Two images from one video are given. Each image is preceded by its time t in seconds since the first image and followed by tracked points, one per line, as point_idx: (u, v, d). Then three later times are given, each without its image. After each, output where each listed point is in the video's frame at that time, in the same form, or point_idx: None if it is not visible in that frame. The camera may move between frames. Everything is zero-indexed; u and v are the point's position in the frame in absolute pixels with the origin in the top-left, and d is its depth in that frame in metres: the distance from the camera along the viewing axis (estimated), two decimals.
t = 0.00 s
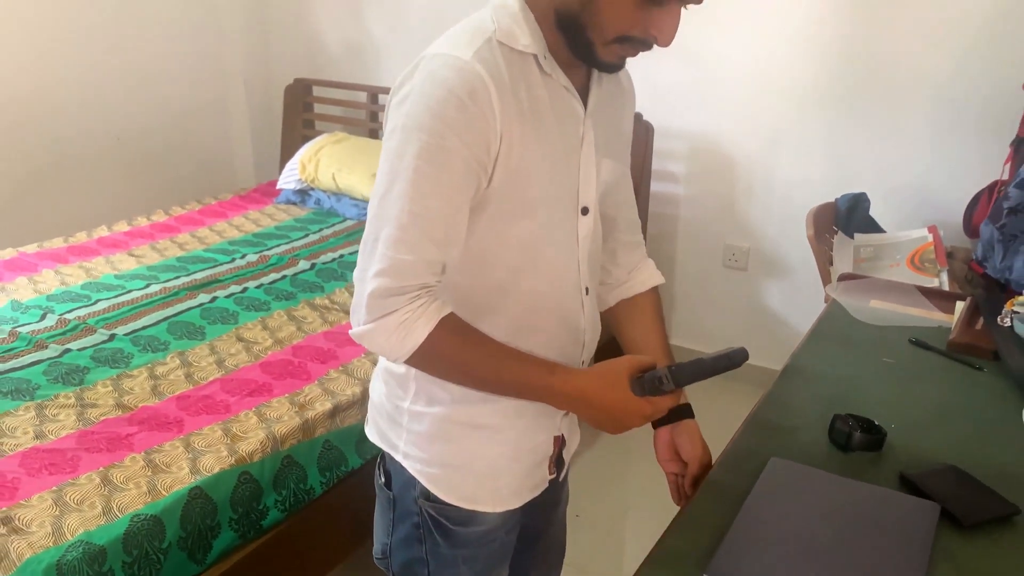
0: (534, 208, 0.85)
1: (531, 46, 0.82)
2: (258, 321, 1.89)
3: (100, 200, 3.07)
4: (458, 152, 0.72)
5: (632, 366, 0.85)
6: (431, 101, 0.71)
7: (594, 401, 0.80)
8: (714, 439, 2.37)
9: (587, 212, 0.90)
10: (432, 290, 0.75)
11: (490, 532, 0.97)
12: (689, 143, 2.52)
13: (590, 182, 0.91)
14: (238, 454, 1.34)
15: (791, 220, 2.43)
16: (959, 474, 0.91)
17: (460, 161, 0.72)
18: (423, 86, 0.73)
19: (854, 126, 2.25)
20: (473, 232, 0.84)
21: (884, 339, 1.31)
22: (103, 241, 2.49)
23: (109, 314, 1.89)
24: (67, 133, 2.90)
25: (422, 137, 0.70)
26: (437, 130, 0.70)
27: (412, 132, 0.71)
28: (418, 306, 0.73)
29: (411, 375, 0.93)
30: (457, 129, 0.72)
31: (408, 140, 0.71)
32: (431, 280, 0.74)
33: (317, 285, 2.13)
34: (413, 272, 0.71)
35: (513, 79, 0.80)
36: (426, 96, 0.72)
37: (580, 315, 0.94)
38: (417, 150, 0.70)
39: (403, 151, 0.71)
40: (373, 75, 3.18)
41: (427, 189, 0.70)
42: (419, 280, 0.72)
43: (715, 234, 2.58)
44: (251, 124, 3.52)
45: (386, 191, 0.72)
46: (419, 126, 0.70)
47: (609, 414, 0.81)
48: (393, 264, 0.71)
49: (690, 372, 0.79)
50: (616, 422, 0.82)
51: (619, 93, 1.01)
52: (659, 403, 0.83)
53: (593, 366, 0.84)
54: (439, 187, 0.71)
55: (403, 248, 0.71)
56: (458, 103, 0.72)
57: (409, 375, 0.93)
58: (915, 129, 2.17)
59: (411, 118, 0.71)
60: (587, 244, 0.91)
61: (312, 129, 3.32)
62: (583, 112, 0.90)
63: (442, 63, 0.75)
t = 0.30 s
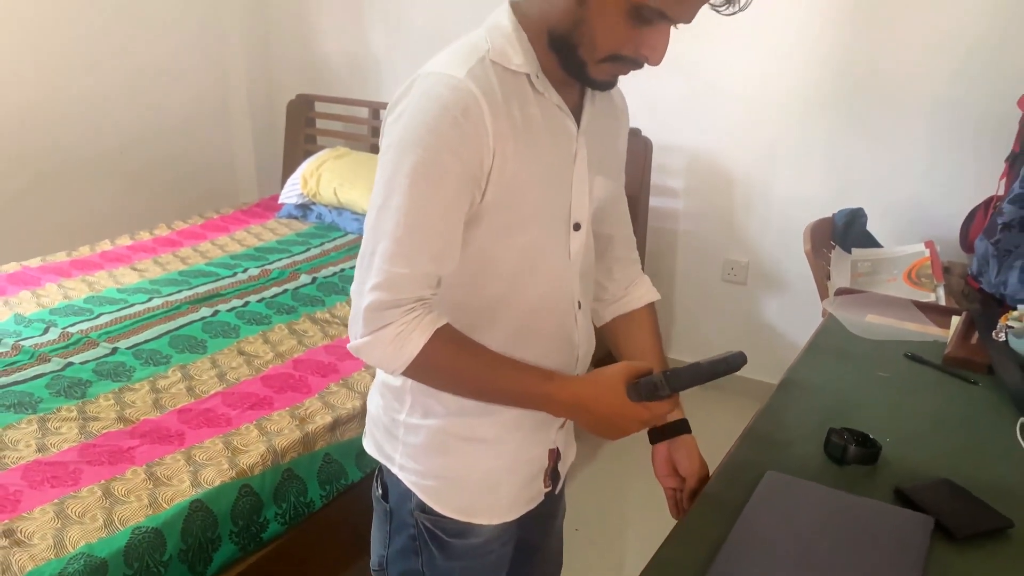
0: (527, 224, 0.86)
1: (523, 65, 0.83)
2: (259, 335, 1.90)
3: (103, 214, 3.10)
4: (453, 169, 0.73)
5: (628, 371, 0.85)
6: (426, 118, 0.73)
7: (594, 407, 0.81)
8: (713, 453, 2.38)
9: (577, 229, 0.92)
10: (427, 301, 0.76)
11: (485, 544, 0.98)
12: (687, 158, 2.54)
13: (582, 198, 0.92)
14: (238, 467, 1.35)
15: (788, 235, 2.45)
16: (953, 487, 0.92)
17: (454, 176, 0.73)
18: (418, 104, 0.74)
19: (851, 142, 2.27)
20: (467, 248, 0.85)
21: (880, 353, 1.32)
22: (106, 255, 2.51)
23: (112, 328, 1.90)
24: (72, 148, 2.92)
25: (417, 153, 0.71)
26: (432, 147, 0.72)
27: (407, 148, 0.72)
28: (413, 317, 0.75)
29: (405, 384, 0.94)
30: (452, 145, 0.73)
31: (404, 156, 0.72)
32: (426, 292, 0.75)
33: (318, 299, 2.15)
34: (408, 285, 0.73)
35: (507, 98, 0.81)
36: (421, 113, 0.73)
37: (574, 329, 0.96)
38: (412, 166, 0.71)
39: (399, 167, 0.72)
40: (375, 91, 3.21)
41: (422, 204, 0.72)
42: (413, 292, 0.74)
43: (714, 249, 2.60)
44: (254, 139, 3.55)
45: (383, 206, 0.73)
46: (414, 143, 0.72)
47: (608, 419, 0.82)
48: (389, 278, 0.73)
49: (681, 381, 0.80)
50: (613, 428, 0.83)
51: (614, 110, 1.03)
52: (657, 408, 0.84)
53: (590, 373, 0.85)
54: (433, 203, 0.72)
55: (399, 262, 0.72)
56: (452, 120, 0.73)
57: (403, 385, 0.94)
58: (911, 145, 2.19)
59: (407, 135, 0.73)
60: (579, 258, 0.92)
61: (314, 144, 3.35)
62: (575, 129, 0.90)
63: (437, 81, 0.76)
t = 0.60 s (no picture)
0: (506, 236, 0.87)
1: (495, 80, 0.85)
2: (259, 349, 1.91)
3: (105, 229, 3.12)
4: (426, 181, 0.74)
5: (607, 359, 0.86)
6: (398, 133, 0.74)
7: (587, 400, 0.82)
8: (714, 468, 2.38)
9: (560, 238, 0.92)
10: (407, 311, 0.77)
11: (477, 557, 0.98)
12: (685, 173, 2.56)
13: (563, 208, 0.93)
14: (238, 482, 1.35)
15: (786, 250, 2.46)
16: (949, 502, 0.92)
17: (427, 189, 0.75)
18: (391, 120, 0.76)
19: (843, 158, 2.30)
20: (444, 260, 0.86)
21: (875, 368, 1.33)
22: (107, 269, 2.52)
23: (112, 342, 1.91)
24: (75, 164, 2.95)
25: (389, 167, 0.73)
26: (404, 160, 0.73)
27: (380, 163, 0.74)
28: (392, 327, 0.75)
29: (393, 395, 0.94)
30: (424, 159, 0.74)
31: (376, 171, 0.74)
32: (405, 303, 0.76)
33: (318, 313, 2.16)
34: (386, 296, 0.74)
35: (478, 110, 0.83)
36: (391, 130, 0.75)
37: (558, 338, 0.96)
38: (385, 180, 0.73)
39: (372, 182, 0.74)
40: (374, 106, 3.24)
41: (396, 216, 0.73)
42: (392, 303, 0.74)
43: (712, 263, 2.61)
44: (256, 155, 3.57)
45: (359, 220, 0.75)
46: (386, 158, 0.73)
47: (601, 411, 0.82)
48: (367, 289, 0.73)
49: (681, 361, 0.81)
50: (603, 418, 0.83)
51: (596, 125, 1.04)
52: (640, 393, 0.83)
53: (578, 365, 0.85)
54: (407, 215, 0.73)
55: (376, 273, 0.73)
56: (422, 134, 0.75)
57: (392, 397, 0.95)
58: (905, 161, 2.21)
59: (380, 150, 0.74)
60: (564, 268, 0.93)
61: (315, 160, 3.37)
62: (552, 140, 0.92)
63: (409, 99, 0.78)
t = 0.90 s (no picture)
0: (489, 248, 0.88)
1: (465, 96, 0.86)
2: (260, 362, 1.92)
3: (107, 243, 3.14)
4: (402, 201, 0.75)
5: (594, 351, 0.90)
6: (371, 155, 0.75)
7: (571, 382, 0.83)
8: (714, 481, 2.38)
9: (544, 245, 0.93)
10: (392, 330, 0.78)
11: None
12: (683, 187, 2.58)
13: (545, 217, 0.94)
14: (239, 494, 1.35)
15: (785, 264, 2.48)
16: (947, 515, 0.93)
17: (404, 208, 0.75)
18: (363, 144, 0.77)
19: (840, 173, 2.31)
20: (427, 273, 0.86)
21: (873, 381, 1.34)
22: (110, 282, 2.53)
23: (115, 354, 1.92)
24: (78, 178, 2.97)
25: (364, 190, 0.74)
26: (378, 182, 0.74)
27: (354, 187, 0.75)
28: (378, 347, 0.76)
29: (392, 417, 0.95)
30: (399, 179, 0.75)
31: (351, 195, 0.75)
32: (389, 322, 0.77)
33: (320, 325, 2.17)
34: (369, 317, 0.75)
35: (449, 125, 0.84)
36: (363, 153, 0.76)
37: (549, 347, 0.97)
38: (361, 203, 0.74)
39: (348, 206, 0.75)
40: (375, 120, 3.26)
41: (374, 239, 0.74)
42: (376, 323, 0.75)
43: (712, 277, 2.62)
44: (258, 168, 3.60)
45: (338, 244, 0.76)
46: (360, 180, 0.74)
47: (589, 395, 0.83)
48: (351, 312, 0.75)
49: (670, 345, 0.91)
50: (594, 401, 0.84)
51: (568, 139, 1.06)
52: (636, 373, 0.87)
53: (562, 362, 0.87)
54: (386, 236, 0.74)
55: (358, 296, 0.75)
56: (394, 154, 0.76)
57: (391, 418, 0.95)
58: (901, 175, 2.23)
59: (353, 174, 0.75)
60: (551, 276, 0.94)
61: (317, 173, 3.40)
62: (528, 149, 0.93)
63: (380, 121, 0.79)
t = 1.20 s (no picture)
0: (475, 260, 0.88)
1: (440, 112, 0.87)
2: (263, 372, 1.93)
3: (111, 254, 3.15)
4: (387, 221, 0.75)
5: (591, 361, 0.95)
6: (352, 178, 0.75)
7: (567, 381, 0.84)
8: (715, 493, 2.37)
9: (528, 254, 0.95)
10: (386, 350, 0.78)
11: None
12: (684, 198, 2.60)
13: (527, 225, 0.96)
14: (242, 503, 1.36)
15: (787, 275, 2.49)
16: (947, 524, 0.93)
17: (389, 228, 0.75)
18: (341, 166, 0.76)
19: (841, 185, 2.33)
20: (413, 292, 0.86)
21: (872, 392, 1.34)
22: (113, 293, 2.54)
23: (118, 364, 1.93)
24: (82, 189, 2.99)
25: (347, 214, 0.73)
26: (361, 204, 0.74)
27: (337, 211, 0.74)
28: (373, 369, 0.76)
29: (385, 440, 0.94)
30: (382, 200, 0.75)
31: (334, 220, 0.74)
32: (383, 342, 0.77)
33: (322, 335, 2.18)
34: (363, 340, 0.75)
35: (428, 141, 0.85)
36: (343, 175, 0.75)
37: (539, 354, 1.00)
38: (345, 226, 0.73)
39: (332, 231, 0.74)
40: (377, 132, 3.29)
41: (359, 261, 0.73)
42: (371, 345, 0.75)
43: (713, 288, 2.63)
44: (261, 180, 3.63)
45: (324, 271, 0.75)
46: (343, 204, 0.74)
47: (586, 393, 0.85)
48: (344, 337, 0.74)
49: (658, 346, 0.96)
50: (592, 399, 0.85)
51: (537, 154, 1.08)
52: (629, 368, 0.90)
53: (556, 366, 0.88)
54: (373, 258, 0.74)
55: (350, 320, 0.74)
56: (377, 175, 0.75)
57: (383, 441, 0.95)
58: (901, 187, 2.24)
59: (334, 198, 0.75)
60: (536, 283, 0.97)
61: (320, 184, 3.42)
62: (506, 160, 0.95)
63: (356, 141, 0.78)
